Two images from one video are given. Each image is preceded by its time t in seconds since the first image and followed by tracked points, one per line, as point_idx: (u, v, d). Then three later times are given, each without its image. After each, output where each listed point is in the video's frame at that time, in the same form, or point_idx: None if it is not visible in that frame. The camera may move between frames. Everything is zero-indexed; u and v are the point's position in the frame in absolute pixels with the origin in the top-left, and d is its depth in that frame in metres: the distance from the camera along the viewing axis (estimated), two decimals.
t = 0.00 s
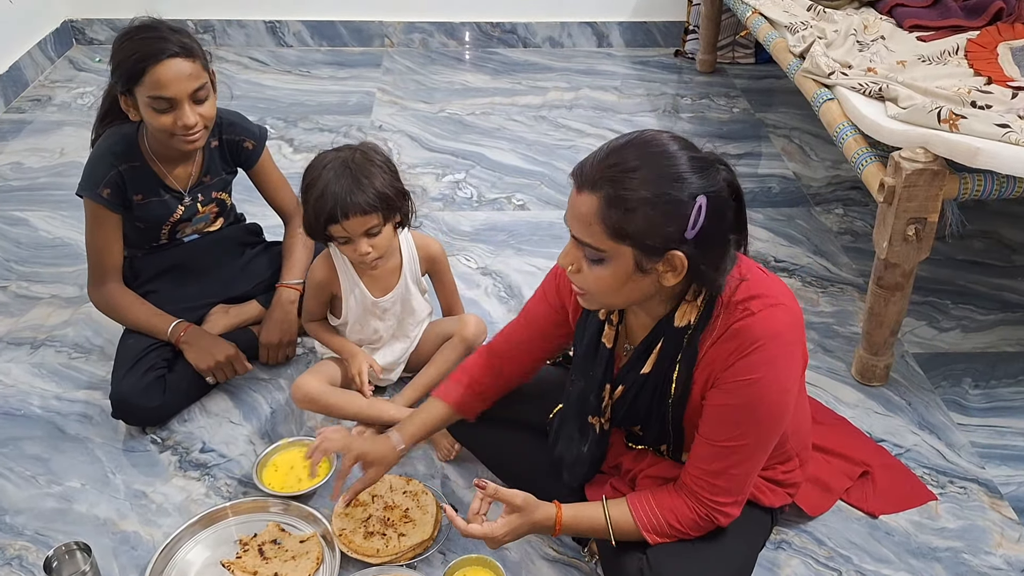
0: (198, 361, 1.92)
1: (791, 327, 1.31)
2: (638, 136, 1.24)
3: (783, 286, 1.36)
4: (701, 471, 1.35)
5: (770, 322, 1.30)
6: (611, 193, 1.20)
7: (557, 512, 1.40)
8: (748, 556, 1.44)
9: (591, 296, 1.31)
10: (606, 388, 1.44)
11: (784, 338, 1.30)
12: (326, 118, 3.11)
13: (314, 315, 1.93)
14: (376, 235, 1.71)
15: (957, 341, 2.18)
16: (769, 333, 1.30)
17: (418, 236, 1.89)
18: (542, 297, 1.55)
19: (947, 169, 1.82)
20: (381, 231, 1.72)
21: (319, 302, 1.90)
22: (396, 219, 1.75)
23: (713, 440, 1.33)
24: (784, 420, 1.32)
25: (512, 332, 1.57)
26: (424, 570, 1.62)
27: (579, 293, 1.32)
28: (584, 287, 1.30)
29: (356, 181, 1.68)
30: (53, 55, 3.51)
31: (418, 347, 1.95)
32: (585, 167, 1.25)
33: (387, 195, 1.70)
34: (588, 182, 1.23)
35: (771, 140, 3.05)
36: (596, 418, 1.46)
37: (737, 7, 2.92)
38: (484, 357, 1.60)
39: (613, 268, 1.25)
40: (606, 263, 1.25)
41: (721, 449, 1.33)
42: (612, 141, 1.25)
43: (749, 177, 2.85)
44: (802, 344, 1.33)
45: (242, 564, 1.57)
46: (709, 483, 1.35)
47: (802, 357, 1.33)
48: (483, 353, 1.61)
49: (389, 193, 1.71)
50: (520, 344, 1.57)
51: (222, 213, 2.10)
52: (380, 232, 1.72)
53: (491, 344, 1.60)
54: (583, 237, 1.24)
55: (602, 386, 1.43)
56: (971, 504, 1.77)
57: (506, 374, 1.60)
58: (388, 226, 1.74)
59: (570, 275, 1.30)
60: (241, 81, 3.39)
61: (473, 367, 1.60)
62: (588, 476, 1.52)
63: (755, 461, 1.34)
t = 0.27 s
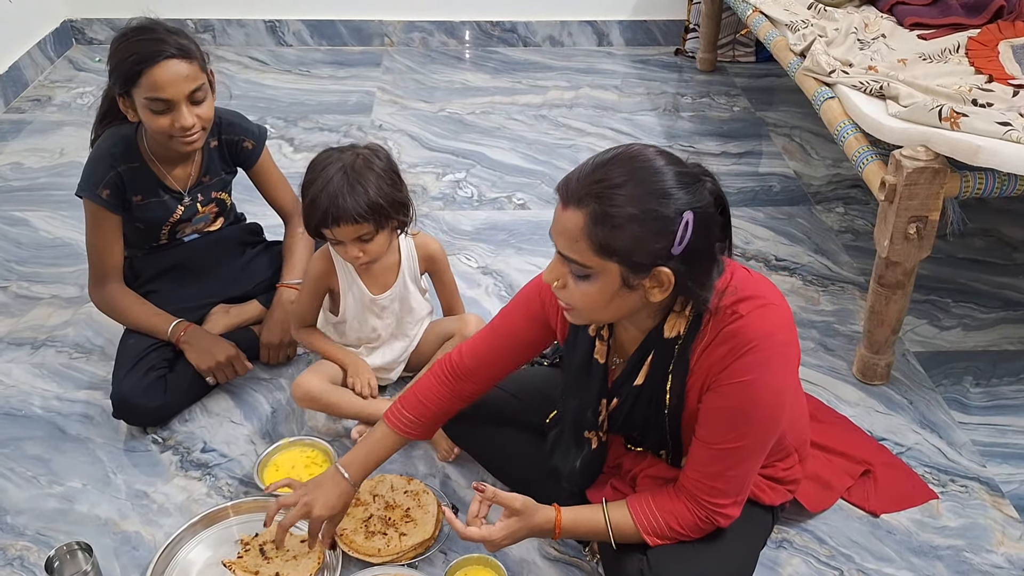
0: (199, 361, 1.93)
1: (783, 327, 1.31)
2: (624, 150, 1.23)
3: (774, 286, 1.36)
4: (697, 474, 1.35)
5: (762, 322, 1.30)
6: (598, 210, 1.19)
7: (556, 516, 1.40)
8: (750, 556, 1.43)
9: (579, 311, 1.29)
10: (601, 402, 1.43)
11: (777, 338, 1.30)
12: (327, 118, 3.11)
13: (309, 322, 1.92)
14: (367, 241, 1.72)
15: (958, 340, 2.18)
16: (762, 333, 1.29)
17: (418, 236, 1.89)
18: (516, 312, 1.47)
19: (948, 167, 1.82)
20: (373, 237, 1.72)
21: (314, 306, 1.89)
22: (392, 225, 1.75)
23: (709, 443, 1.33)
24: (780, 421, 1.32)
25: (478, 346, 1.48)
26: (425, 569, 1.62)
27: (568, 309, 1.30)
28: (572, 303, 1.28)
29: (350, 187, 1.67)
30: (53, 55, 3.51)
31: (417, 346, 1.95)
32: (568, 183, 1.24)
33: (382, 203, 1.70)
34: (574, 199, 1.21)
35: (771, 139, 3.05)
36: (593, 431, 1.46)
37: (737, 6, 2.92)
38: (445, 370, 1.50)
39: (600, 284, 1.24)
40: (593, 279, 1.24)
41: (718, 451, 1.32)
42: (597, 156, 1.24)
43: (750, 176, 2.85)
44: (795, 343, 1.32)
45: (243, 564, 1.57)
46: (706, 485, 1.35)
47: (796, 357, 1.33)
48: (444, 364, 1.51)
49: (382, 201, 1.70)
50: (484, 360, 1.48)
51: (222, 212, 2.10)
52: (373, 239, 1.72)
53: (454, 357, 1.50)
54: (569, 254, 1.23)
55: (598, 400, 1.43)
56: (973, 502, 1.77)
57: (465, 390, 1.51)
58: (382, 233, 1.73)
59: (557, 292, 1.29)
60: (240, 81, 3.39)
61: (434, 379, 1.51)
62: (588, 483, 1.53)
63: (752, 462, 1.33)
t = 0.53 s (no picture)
0: (201, 361, 1.93)
1: (773, 327, 1.30)
2: (614, 159, 1.23)
3: (765, 286, 1.35)
4: (692, 476, 1.34)
5: (751, 323, 1.29)
6: (589, 221, 1.19)
7: (554, 515, 1.41)
8: (749, 556, 1.43)
9: (573, 320, 1.30)
10: (596, 406, 1.44)
11: (767, 339, 1.29)
12: (328, 117, 3.10)
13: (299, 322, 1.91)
14: (366, 239, 1.72)
15: (960, 338, 2.18)
16: (752, 335, 1.28)
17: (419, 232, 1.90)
18: (509, 311, 1.46)
19: (950, 166, 1.82)
20: (373, 236, 1.72)
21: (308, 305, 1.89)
22: (392, 224, 1.74)
23: (702, 446, 1.32)
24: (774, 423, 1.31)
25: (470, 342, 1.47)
26: (427, 568, 1.62)
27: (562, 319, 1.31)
28: (565, 313, 1.29)
29: (352, 184, 1.67)
30: (53, 55, 3.50)
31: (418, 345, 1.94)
32: (558, 193, 1.23)
33: (383, 201, 1.70)
34: (562, 211, 1.21)
35: (772, 138, 3.05)
36: (589, 435, 1.47)
37: (738, 4, 2.92)
38: (436, 366, 1.49)
39: (592, 294, 1.24)
40: (585, 289, 1.24)
41: (711, 454, 1.31)
42: (587, 164, 1.24)
43: (751, 175, 2.84)
44: (787, 343, 1.31)
45: (243, 564, 1.57)
46: (701, 488, 1.34)
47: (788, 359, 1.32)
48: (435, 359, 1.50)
49: (384, 199, 1.70)
50: (475, 357, 1.47)
51: (223, 212, 2.10)
52: (373, 237, 1.72)
53: (446, 353, 1.49)
54: (560, 265, 1.23)
55: (593, 404, 1.44)
56: (974, 501, 1.77)
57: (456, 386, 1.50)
58: (383, 232, 1.73)
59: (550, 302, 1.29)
60: (241, 80, 3.39)
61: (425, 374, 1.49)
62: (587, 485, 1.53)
63: (746, 465, 1.32)
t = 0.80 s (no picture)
0: (202, 359, 1.93)
1: (774, 324, 1.30)
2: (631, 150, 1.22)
3: (767, 282, 1.36)
4: (693, 472, 1.34)
5: (754, 319, 1.29)
6: (604, 211, 1.18)
7: (552, 508, 1.42)
8: (750, 553, 1.44)
9: (584, 312, 1.29)
10: (597, 396, 1.44)
11: (768, 336, 1.29)
12: (329, 115, 3.10)
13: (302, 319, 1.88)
14: (373, 235, 1.72)
15: (961, 336, 2.18)
16: (754, 332, 1.29)
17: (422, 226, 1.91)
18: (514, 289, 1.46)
19: (951, 163, 1.81)
20: (379, 232, 1.72)
21: (313, 301, 1.88)
22: (398, 221, 1.74)
23: (703, 440, 1.32)
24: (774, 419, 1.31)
25: (470, 312, 1.48)
26: (428, 566, 1.62)
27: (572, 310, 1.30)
28: (576, 304, 1.28)
29: (359, 180, 1.67)
30: (54, 53, 3.51)
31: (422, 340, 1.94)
32: (572, 184, 1.23)
33: (390, 196, 1.70)
34: (576, 200, 1.20)
35: (773, 135, 3.05)
36: (588, 425, 1.47)
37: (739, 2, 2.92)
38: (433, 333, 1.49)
39: (603, 284, 1.23)
40: (596, 279, 1.23)
41: (712, 451, 1.31)
42: (603, 154, 1.23)
43: (752, 173, 2.84)
44: (788, 339, 1.32)
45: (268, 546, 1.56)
46: (702, 484, 1.34)
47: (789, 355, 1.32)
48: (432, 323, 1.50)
49: (390, 195, 1.70)
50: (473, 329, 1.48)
51: (225, 210, 2.10)
52: (380, 233, 1.72)
53: (443, 320, 1.49)
54: (573, 255, 1.22)
55: (593, 395, 1.43)
56: (975, 498, 1.77)
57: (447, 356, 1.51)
58: (389, 228, 1.73)
59: (560, 294, 1.28)
60: (242, 78, 3.39)
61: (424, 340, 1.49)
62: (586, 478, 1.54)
63: (747, 461, 1.32)
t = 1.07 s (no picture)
0: (204, 357, 1.93)
1: (791, 318, 1.29)
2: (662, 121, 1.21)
3: (787, 275, 1.34)
4: (692, 457, 1.34)
5: (771, 309, 1.28)
6: (644, 180, 1.16)
7: (543, 485, 1.43)
8: (748, 549, 1.44)
9: (617, 285, 1.26)
10: (606, 370, 1.44)
11: (784, 328, 1.28)
12: (330, 113, 3.11)
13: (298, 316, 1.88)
14: (379, 234, 1.71)
15: (961, 333, 2.19)
16: (770, 322, 1.28)
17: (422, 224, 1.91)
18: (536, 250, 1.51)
19: (951, 161, 1.82)
20: (385, 231, 1.72)
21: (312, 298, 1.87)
22: (402, 219, 1.75)
23: (707, 426, 1.31)
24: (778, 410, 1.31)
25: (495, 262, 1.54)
26: (429, 562, 1.62)
27: (605, 284, 1.27)
28: (610, 278, 1.25)
29: (364, 180, 1.68)
30: (56, 51, 3.51)
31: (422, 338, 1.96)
32: (610, 154, 1.21)
33: (396, 195, 1.70)
34: (613, 170, 1.19)
35: (774, 133, 3.05)
36: (595, 402, 1.46)
37: None
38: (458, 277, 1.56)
39: (644, 255, 1.21)
40: (637, 251, 1.21)
41: (714, 438, 1.31)
42: (635, 126, 1.22)
43: (753, 170, 2.85)
44: (802, 331, 1.31)
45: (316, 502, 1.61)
46: (702, 470, 1.33)
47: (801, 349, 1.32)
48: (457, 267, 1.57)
49: (396, 194, 1.70)
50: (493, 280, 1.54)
51: (226, 207, 2.11)
52: (385, 232, 1.72)
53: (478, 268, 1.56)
54: (613, 225, 1.20)
55: (602, 368, 1.43)
56: (975, 495, 1.77)
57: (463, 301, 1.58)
58: (393, 227, 1.74)
59: (594, 268, 1.25)
60: (243, 76, 3.39)
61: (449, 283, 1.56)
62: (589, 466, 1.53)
63: (749, 449, 1.32)
